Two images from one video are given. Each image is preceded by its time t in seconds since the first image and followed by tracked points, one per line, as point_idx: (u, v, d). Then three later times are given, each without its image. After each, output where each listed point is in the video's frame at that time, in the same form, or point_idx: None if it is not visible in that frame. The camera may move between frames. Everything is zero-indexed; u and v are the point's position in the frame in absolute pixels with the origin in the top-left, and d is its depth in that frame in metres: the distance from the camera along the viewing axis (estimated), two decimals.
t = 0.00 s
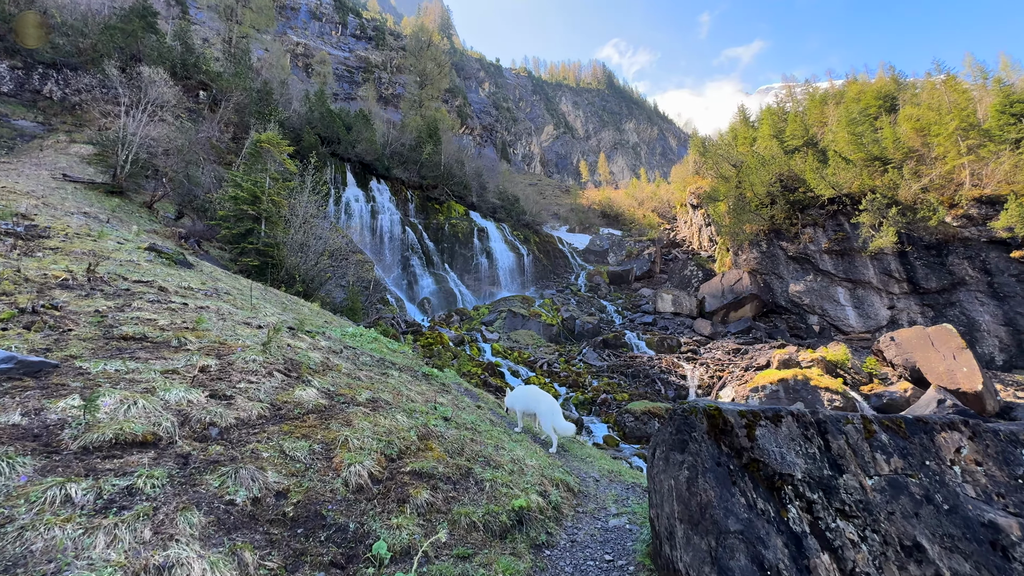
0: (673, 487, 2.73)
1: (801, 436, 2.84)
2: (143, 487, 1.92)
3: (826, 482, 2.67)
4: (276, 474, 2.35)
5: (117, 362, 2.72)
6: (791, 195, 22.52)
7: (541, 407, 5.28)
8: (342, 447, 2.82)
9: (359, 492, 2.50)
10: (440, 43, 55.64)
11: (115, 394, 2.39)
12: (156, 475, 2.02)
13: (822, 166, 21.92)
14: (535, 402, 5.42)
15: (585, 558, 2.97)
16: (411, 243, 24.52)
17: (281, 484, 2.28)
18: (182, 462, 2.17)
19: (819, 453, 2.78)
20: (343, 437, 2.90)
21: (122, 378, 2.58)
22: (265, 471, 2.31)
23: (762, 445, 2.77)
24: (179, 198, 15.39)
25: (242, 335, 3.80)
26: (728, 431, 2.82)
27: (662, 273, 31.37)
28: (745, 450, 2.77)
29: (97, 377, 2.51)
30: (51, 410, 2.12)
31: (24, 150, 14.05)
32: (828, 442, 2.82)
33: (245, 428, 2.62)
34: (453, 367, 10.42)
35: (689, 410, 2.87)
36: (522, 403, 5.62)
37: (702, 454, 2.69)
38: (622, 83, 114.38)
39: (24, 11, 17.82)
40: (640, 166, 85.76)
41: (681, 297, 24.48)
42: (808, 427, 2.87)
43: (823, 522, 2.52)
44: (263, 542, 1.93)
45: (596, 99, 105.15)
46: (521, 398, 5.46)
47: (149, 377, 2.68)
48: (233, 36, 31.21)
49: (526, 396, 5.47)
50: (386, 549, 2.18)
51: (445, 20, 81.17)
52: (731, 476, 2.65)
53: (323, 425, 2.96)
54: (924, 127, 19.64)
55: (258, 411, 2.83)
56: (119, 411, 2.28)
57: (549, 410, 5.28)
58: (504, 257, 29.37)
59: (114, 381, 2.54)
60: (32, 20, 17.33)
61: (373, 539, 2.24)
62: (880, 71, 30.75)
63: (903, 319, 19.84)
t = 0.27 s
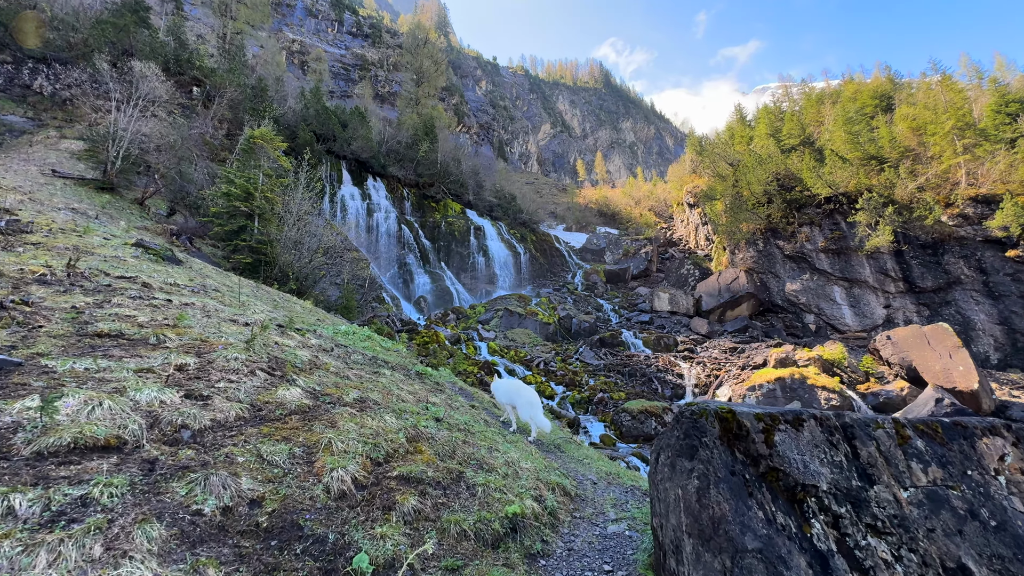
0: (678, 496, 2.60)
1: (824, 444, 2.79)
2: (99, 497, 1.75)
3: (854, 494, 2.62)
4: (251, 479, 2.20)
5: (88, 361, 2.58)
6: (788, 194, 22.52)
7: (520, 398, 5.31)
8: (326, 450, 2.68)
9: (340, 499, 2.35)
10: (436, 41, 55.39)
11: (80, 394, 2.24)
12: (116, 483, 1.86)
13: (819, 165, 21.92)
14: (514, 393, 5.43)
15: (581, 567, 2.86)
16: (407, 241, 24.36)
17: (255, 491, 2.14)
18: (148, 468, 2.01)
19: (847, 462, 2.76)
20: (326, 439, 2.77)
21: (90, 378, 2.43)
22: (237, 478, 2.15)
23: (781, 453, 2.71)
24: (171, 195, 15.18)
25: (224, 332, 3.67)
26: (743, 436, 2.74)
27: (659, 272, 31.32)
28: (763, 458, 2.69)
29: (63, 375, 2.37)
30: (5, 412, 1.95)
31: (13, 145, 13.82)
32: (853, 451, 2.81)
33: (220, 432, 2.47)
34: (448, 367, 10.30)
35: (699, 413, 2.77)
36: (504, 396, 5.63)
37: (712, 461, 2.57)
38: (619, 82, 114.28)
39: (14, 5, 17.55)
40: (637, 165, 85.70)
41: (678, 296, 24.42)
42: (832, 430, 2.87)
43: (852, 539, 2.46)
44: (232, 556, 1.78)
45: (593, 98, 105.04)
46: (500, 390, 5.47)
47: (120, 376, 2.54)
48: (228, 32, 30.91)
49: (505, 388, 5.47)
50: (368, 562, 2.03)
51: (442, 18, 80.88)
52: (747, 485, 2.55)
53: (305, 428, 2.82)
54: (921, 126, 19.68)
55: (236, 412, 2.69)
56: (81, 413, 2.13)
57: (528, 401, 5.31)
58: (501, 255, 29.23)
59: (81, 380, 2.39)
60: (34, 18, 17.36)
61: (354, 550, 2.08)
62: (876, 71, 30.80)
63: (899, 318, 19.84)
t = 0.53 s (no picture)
0: (681, 503, 2.50)
1: (856, 450, 2.62)
2: (29, 507, 1.55)
3: (891, 508, 2.42)
4: (213, 485, 2.04)
5: (47, 356, 2.41)
6: (785, 191, 22.46)
7: (500, 390, 5.52)
8: (301, 453, 2.53)
9: (312, 506, 2.21)
10: (433, 37, 55.03)
11: (30, 390, 2.06)
12: (53, 491, 1.66)
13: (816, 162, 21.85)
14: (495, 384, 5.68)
15: None
16: (403, 237, 24.17)
17: (218, 498, 1.98)
18: (96, 474, 1.82)
19: (883, 471, 2.55)
20: (302, 440, 2.62)
21: (46, 373, 2.26)
22: (194, 484, 1.97)
23: (806, 459, 2.55)
24: (163, 190, 14.95)
25: (203, 327, 3.51)
26: (761, 440, 2.61)
27: (656, 269, 31.25)
28: (784, 465, 2.54)
29: (16, 370, 2.20)
30: None
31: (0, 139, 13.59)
32: (891, 457, 2.61)
33: (185, 433, 2.31)
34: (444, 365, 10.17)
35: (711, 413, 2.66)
36: (485, 384, 5.95)
37: (725, 467, 2.44)
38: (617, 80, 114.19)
39: None
40: (634, 163, 85.59)
41: (675, 293, 24.35)
42: (866, 434, 2.69)
43: (889, 561, 2.26)
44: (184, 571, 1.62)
45: (590, 96, 104.89)
46: (481, 379, 5.74)
47: (80, 372, 2.37)
48: (222, 26, 30.55)
49: (489, 378, 5.75)
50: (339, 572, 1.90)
51: (439, 14, 80.41)
52: (764, 495, 2.39)
53: (280, 429, 2.67)
54: (918, 123, 19.62)
55: (204, 411, 2.52)
56: (27, 410, 1.93)
57: (507, 393, 5.53)
58: (498, 253, 29.06)
59: (34, 375, 2.22)
60: (34, 13, 17.11)
61: (325, 560, 1.95)
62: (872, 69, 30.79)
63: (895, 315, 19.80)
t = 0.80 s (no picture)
0: (700, 541, 2.50)
1: (911, 495, 2.39)
2: None
3: (959, 568, 2.11)
4: (172, 511, 1.76)
5: (6, 362, 2.24)
6: (784, 189, 22.35)
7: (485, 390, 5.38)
8: (278, 469, 2.24)
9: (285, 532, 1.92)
10: (430, 34, 54.77)
11: None
12: None
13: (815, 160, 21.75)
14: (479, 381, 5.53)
15: None
16: (400, 236, 24.01)
17: (176, 526, 1.71)
18: (35, 498, 1.58)
19: (945, 521, 2.27)
20: (278, 456, 2.32)
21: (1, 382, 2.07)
22: (150, 509, 1.70)
23: (851, 503, 2.38)
24: (155, 187, 14.75)
25: (181, 329, 3.34)
26: (795, 477, 2.51)
27: (653, 268, 31.16)
28: (825, 509, 2.40)
29: None
30: None
31: None
32: (955, 502, 2.33)
33: (151, 446, 2.07)
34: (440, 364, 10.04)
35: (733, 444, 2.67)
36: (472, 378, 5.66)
37: (750, 506, 2.42)
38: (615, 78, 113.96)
39: None
40: (632, 161, 85.47)
41: (673, 292, 24.27)
42: (923, 474, 2.45)
43: None
44: None
45: (588, 94, 104.72)
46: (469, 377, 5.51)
47: (41, 379, 2.19)
48: (217, 22, 30.28)
49: (470, 374, 5.60)
50: None
51: (437, 12, 80.14)
52: (800, 544, 2.29)
53: (256, 440, 2.41)
54: (917, 121, 19.53)
55: (173, 422, 2.26)
56: None
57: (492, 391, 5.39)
58: (495, 251, 28.90)
59: None
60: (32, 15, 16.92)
61: None
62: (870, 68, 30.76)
63: (892, 314, 19.76)
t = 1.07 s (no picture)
0: (735, 570, 2.42)
1: (1011, 531, 2.14)
2: None
3: None
4: (133, 527, 1.60)
5: None
6: (784, 186, 22.08)
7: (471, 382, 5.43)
8: (258, 478, 2.08)
9: (263, 548, 1.77)
10: (429, 30, 54.38)
11: None
12: None
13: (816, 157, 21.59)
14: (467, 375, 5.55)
15: None
16: (399, 232, 23.85)
17: (136, 544, 1.55)
18: None
19: None
20: (257, 463, 2.16)
21: None
22: (108, 526, 1.54)
23: (935, 542, 2.17)
24: (150, 182, 14.57)
25: (163, 326, 3.21)
26: (860, 507, 2.35)
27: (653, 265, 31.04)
28: (901, 548, 2.20)
29: None
30: None
31: None
32: None
33: (117, 453, 1.92)
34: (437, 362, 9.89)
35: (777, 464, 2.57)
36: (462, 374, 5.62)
37: (803, 538, 2.29)
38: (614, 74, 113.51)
39: None
40: (632, 158, 85.20)
41: (673, 289, 24.17)
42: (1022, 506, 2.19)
43: None
44: None
45: (587, 90, 104.30)
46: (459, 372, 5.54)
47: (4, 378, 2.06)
48: (213, 16, 29.98)
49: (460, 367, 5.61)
50: None
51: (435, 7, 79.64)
52: None
53: (234, 444, 2.27)
54: (917, 117, 19.24)
55: (144, 426, 2.11)
56: None
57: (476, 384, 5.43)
58: (494, 247, 28.73)
59: None
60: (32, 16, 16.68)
61: None
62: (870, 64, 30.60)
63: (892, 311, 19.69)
